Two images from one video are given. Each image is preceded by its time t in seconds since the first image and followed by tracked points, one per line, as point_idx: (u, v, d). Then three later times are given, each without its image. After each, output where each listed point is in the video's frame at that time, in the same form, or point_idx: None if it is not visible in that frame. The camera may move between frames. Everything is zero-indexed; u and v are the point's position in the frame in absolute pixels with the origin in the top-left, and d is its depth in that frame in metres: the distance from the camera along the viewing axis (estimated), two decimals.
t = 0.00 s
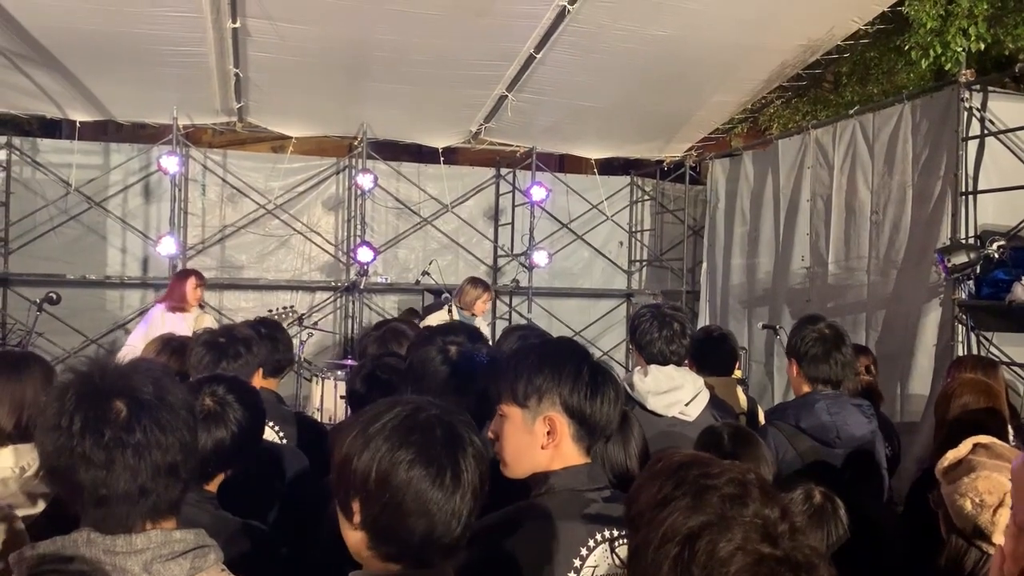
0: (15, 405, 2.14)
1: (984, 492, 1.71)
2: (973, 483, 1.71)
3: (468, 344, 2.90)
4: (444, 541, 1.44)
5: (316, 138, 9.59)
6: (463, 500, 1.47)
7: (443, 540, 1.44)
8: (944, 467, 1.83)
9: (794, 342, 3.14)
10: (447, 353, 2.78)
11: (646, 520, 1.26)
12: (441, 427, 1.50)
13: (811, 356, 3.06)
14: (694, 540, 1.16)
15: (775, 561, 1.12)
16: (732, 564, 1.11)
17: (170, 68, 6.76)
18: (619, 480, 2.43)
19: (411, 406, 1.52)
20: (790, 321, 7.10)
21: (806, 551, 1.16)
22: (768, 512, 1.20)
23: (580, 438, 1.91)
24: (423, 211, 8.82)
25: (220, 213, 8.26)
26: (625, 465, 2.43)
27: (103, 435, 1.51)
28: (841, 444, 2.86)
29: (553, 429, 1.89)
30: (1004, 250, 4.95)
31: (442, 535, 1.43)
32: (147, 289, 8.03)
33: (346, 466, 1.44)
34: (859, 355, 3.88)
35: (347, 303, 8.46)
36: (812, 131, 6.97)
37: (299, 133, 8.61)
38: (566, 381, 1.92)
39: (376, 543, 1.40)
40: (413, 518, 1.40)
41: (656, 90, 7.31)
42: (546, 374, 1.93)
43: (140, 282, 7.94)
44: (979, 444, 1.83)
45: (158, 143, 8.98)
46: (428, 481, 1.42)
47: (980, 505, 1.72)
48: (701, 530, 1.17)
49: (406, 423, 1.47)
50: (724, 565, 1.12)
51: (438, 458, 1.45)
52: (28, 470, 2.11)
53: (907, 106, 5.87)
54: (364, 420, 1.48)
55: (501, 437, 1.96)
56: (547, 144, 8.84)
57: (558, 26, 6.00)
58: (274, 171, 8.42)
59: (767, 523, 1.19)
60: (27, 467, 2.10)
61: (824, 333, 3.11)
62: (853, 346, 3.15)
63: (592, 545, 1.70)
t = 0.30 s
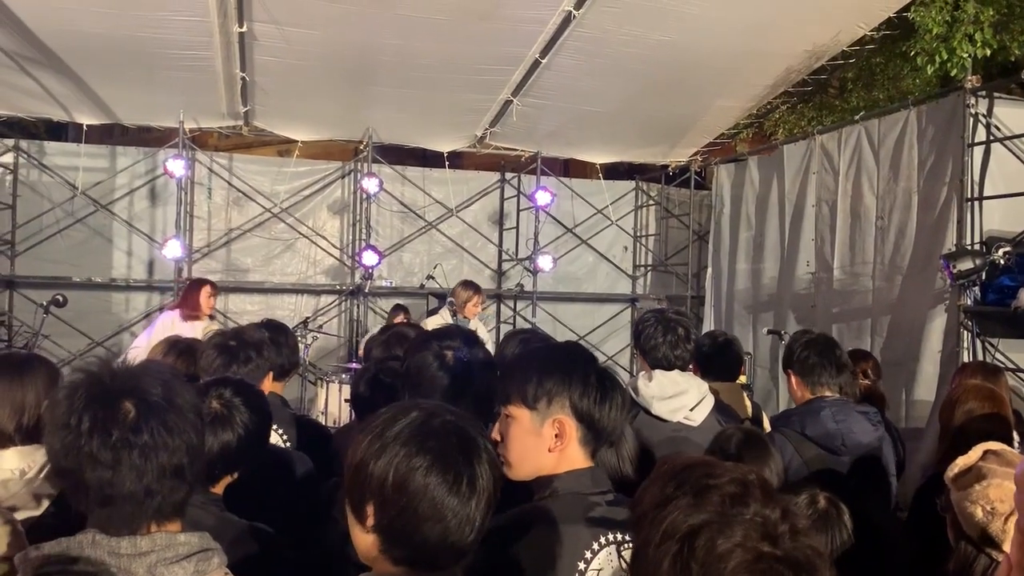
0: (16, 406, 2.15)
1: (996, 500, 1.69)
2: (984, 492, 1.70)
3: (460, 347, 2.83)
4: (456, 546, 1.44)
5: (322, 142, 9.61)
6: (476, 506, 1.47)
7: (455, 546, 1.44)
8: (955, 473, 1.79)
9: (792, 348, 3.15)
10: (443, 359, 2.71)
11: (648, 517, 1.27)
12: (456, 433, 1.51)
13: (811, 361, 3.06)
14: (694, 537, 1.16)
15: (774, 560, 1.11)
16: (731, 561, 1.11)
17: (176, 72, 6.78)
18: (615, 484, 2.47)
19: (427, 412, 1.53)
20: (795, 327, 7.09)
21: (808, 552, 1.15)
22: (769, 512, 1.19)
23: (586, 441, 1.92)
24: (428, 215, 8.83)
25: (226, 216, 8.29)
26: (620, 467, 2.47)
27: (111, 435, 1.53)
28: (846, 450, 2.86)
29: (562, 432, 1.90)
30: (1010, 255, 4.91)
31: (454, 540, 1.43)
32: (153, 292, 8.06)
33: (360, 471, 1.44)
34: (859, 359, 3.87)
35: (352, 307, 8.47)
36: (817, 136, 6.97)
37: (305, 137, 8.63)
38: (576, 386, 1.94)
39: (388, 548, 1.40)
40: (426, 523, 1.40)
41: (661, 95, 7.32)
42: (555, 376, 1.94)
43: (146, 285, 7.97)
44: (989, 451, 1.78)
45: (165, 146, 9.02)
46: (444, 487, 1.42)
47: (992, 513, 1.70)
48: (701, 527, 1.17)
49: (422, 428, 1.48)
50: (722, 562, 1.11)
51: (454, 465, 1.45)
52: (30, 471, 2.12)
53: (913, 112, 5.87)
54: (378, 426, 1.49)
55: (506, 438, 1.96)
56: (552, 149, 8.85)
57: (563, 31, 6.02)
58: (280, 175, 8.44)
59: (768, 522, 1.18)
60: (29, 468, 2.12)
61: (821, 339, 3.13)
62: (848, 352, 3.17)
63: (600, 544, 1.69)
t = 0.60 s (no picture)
0: (24, 403, 2.16)
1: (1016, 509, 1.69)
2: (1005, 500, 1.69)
3: (457, 349, 2.73)
4: (467, 549, 1.45)
5: (331, 143, 9.64)
6: (485, 509, 1.47)
7: (466, 549, 1.45)
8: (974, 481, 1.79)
9: (803, 354, 3.15)
10: (438, 360, 2.63)
11: (670, 510, 1.30)
12: (465, 435, 1.51)
13: (822, 367, 3.06)
14: (707, 530, 1.18)
15: (785, 560, 1.11)
16: (741, 555, 1.12)
17: (187, 71, 6.82)
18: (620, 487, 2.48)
19: (437, 415, 1.53)
20: (803, 333, 7.07)
21: (825, 557, 1.14)
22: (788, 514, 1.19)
23: (597, 445, 1.92)
24: (437, 217, 8.84)
25: (235, 216, 8.32)
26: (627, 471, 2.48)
27: (127, 429, 1.52)
28: (856, 455, 2.85)
29: (573, 433, 1.90)
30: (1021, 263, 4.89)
31: (465, 544, 1.44)
32: (161, 290, 8.09)
33: (371, 473, 1.44)
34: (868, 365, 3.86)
35: (359, 307, 8.48)
36: (827, 142, 6.96)
37: (315, 138, 8.66)
38: (591, 388, 1.94)
39: (398, 551, 1.41)
40: (437, 527, 1.40)
41: (671, 99, 7.32)
42: (570, 377, 1.94)
43: (154, 283, 8.00)
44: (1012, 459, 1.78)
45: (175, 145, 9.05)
46: (454, 491, 1.43)
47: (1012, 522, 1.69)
48: (714, 521, 1.19)
49: (431, 430, 1.48)
50: (732, 556, 1.13)
51: (464, 469, 1.46)
52: (35, 468, 2.16)
53: (924, 118, 5.86)
54: (389, 428, 1.49)
55: (517, 436, 1.96)
56: (561, 152, 8.86)
57: (574, 34, 6.03)
58: (289, 175, 8.47)
59: (786, 524, 1.17)
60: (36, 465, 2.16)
61: (832, 345, 3.13)
62: (860, 359, 3.16)
63: (610, 548, 1.70)
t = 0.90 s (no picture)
0: (42, 399, 2.19)
1: None
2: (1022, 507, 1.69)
3: (460, 350, 2.73)
4: (481, 552, 1.46)
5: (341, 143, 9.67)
6: (499, 513, 1.48)
7: (480, 552, 1.46)
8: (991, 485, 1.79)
9: (816, 358, 3.15)
10: (439, 362, 2.64)
11: (690, 509, 1.31)
12: (478, 437, 1.52)
13: (834, 372, 3.06)
14: (725, 532, 1.20)
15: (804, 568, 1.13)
16: (759, 560, 1.14)
17: (200, 71, 6.85)
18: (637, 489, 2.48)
19: (451, 417, 1.53)
20: (813, 337, 7.06)
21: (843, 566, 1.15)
22: (808, 521, 1.19)
23: (604, 445, 1.92)
24: (447, 218, 8.86)
25: (246, 215, 8.35)
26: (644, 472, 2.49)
27: (125, 425, 1.54)
28: (865, 460, 2.84)
29: (579, 433, 1.92)
30: None
31: (480, 549, 1.45)
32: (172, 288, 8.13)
33: (386, 476, 1.45)
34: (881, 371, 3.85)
35: (368, 307, 8.50)
36: (839, 146, 6.95)
37: (326, 138, 8.69)
38: (599, 389, 1.94)
39: (413, 555, 1.42)
40: (452, 530, 1.42)
41: (682, 101, 7.32)
42: (578, 376, 1.95)
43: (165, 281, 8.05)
44: None
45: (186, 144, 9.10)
46: (470, 494, 1.44)
47: None
48: (732, 523, 1.20)
49: (444, 431, 1.49)
50: (750, 559, 1.15)
51: (481, 472, 1.47)
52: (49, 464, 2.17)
53: (937, 123, 5.84)
54: (404, 429, 1.50)
55: (525, 434, 1.98)
56: (572, 154, 8.87)
57: (587, 36, 6.03)
58: (300, 174, 8.50)
59: (806, 531, 1.18)
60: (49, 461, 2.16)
61: (846, 349, 3.13)
62: (874, 363, 3.15)
63: (613, 547, 1.70)
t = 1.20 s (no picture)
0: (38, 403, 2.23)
1: None
2: None
3: (470, 357, 2.74)
4: (493, 560, 1.48)
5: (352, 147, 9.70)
6: (509, 523, 1.49)
7: (493, 561, 1.48)
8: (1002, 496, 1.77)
9: (827, 364, 3.15)
10: (451, 369, 2.64)
11: (695, 521, 1.32)
12: (483, 448, 1.52)
13: (844, 378, 3.06)
14: (725, 540, 1.20)
15: None
16: (760, 568, 1.14)
17: (212, 75, 6.90)
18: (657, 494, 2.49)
19: (457, 428, 1.54)
20: (825, 341, 7.03)
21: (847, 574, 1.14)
22: (810, 529, 1.19)
23: (600, 456, 1.90)
24: (457, 221, 8.89)
25: (257, 218, 8.40)
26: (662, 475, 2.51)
27: (108, 448, 1.55)
28: (875, 466, 2.83)
29: (573, 444, 1.90)
30: None
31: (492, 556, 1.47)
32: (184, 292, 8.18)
33: (396, 489, 1.45)
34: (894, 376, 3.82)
35: (379, 310, 8.53)
36: (851, 150, 6.93)
37: (337, 142, 8.72)
38: (594, 397, 1.92)
39: (426, 566, 1.44)
40: (466, 541, 1.43)
41: (691, 105, 7.32)
42: (574, 385, 1.94)
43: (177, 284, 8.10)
44: None
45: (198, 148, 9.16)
46: (481, 504, 1.45)
47: None
48: (732, 532, 1.20)
49: (449, 442, 1.49)
50: (751, 566, 1.15)
51: (491, 482, 1.48)
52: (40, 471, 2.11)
53: (949, 127, 5.81)
54: (412, 441, 1.50)
55: (527, 441, 1.99)
56: (582, 158, 8.88)
57: (596, 40, 6.04)
58: (311, 178, 8.54)
59: (808, 540, 1.18)
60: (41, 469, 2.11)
61: (858, 355, 3.12)
62: (887, 370, 3.14)
63: (597, 556, 1.75)
